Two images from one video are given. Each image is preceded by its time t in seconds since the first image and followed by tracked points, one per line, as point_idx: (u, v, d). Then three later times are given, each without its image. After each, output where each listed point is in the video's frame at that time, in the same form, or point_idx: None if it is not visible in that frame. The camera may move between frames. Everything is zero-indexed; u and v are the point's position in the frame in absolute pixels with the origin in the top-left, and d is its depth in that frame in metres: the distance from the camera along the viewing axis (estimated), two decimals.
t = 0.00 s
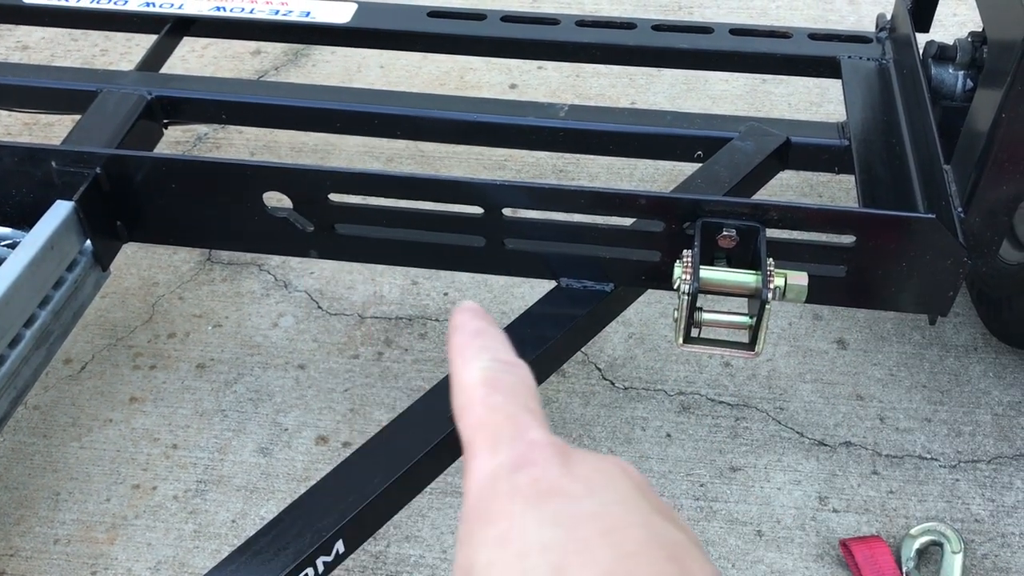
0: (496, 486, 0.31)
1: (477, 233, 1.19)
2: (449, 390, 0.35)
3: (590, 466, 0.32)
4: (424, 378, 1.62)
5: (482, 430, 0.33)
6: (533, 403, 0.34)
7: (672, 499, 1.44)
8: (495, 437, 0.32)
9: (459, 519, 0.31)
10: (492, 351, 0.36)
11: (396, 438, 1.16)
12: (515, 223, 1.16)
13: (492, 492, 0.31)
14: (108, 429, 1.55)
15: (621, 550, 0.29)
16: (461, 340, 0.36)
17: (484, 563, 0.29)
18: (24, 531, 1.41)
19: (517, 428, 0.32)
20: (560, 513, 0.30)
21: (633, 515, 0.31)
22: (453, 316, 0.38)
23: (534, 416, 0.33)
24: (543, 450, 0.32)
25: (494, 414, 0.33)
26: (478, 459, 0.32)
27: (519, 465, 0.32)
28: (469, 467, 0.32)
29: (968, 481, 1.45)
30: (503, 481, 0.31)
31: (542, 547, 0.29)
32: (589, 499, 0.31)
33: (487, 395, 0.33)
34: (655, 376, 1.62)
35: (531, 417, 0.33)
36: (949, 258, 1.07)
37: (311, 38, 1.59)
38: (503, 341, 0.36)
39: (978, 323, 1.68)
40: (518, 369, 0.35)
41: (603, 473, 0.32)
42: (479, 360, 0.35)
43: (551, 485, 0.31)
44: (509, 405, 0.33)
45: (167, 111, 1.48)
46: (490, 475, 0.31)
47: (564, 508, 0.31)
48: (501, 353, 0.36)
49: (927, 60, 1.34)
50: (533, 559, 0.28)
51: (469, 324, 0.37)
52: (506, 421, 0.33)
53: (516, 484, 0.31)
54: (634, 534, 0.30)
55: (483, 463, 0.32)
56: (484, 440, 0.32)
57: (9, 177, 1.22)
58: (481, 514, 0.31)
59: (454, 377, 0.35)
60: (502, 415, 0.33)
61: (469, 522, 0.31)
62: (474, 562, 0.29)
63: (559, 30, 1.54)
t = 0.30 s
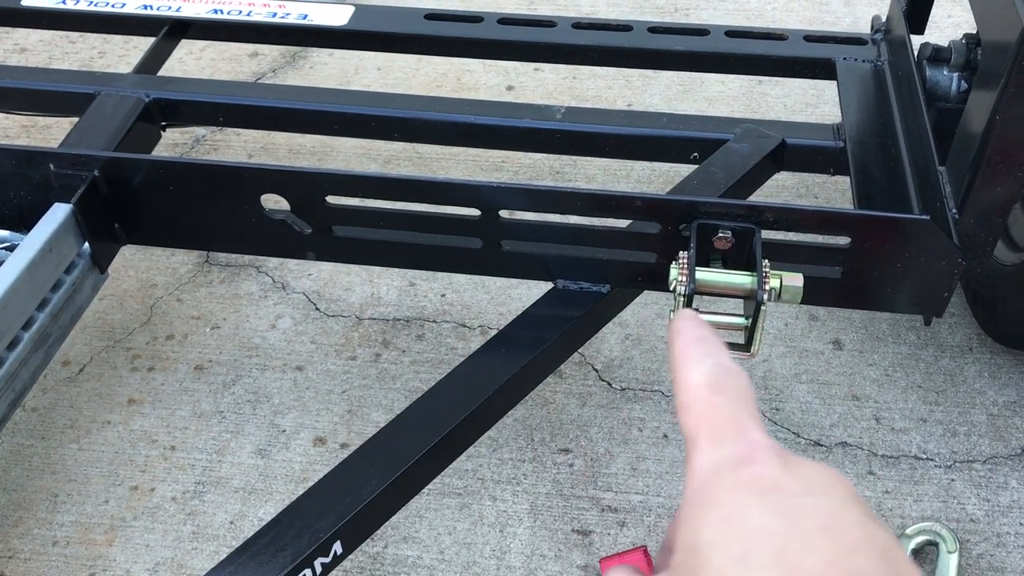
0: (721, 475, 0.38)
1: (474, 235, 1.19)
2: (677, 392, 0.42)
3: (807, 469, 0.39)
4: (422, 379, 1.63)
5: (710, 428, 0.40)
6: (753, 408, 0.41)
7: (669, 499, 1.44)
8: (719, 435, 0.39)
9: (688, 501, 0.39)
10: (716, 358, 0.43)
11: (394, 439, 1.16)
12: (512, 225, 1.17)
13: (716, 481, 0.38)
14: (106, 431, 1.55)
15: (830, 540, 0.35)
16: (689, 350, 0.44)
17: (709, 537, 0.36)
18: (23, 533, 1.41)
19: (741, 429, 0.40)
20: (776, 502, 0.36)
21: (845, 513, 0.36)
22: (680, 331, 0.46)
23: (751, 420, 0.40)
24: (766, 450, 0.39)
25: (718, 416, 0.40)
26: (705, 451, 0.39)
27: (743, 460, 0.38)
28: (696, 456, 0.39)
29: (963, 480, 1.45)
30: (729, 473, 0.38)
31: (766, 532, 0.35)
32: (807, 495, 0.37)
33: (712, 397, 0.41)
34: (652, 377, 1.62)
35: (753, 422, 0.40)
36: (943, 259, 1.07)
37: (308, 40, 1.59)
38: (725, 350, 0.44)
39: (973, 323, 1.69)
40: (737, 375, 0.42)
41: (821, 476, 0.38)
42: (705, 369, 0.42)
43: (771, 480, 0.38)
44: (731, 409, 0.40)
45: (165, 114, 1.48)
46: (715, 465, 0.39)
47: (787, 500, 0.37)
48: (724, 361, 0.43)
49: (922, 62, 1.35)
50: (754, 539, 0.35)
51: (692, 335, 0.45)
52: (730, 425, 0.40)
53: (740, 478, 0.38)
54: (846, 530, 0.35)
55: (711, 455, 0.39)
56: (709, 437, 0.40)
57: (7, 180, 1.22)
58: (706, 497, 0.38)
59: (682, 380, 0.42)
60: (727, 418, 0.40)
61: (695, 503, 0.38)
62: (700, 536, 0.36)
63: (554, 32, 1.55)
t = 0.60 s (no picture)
0: (835, 470, 0.41)
1: (472, 232, 1.19)
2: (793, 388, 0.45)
3: (919, 468, 0.41)
4: (420, 377, 1.62)
5: (825, 425, 0.43)
6: (866, 408, 0.43)
7: (667, 497, 1.44)
8: (833, 432, 0.43)
9: (800, 490, 0.42)
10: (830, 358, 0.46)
11: (392, 436, 1.16)
12: (510, 222, 1.17)
13: (828, 473, 0.41)
14: (104, 429, 1.55)
15: (942, 534, 0.37)
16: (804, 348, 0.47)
17: (822, 527, 0.39)
18: (20, 531, 1.41)
19: (854, 427, 0.42)
20: (889, 496, 0.39)
21: (955, 509, 0.39)
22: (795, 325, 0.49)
23: (865, 420, 0.43)
24: (878, 449, 0.42)
25: (833, 413, 0.43)
26: (817, 447, 0.42)
27: (856, 457, 0.41)
28: (809, 450, 0.43)
29: (961, 477, 1.46)
30: (840, 467, 0.41)
31: (877, 522, 0.38)
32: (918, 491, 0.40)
33: (826, 395, 0.44)
34: (650, 374, 1.62)
35: (866, 422, 0.43)
36: (941, 256, 1.08)
37: (306, 38, 1.59)
38: (841, 351, 0.46)
39: (971, 321, 1.69)
40: (853, 375, 0.45)
41: (932, 476, 0.41)
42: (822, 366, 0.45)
43: (883, 475, 0.40)
44: (845, 409, 0.43)
45: (163, 112, 1.48)
46: (828, 460, 0.42)
47: (897, 496, 0.40)
48: (840, 363, 0.45)
49: (920, 59, 1.35)
50: (866, 530, 0.38)
51: (808, 333, 0.47)
52: (845, 423, 0.43)
53: (852, 472, 0.41)
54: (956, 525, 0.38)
55: (824, 450, 0.42)
56: (825, 435, 0.43)
57: (4, 178, 1.22)
58: (819, 488, 0.41)
59: (798, 377, 0.45)
60: (841, 416, 0.43)
61: (807, 493, 0.41)
62: (813, 524, 0.40)
63: (552, 30, 1.55)
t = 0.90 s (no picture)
0: (817, 466, 0.41)
1: (472, 235, 1.20)
2: (782, 391, 0.46)
3: (901, 467, 0.41)
4: (419, 379, 1.63)
5: (811, 425, 0.43)
6: (852, 410, 0.44)
7: (666, 498, 1.45)
8: (818, 432, 0.43)
9: (782, 487, 0.42)
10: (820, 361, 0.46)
11: (393, 439, 1.16)
12: (509, 225, 1.17)
13: (811, 470, 0.41)
14: (104, 432, 1.55)
15: (921, 530, 0.37)
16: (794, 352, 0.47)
17: (802, 521, 0.39)
18: (21, 534, 1.41)
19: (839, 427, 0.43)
20: (871, 493, 0.39)
21: (935, 506, 0.38)
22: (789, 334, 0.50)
23: (851, 421, 0.43)
24: (862, 448, 0.42)
25: (820, 414, 0.43)
26: (802, 446, 0.43)
27: (839, 455, 0.42)
28: (794, 449, 0.43)
29: (959, 478, 1.46)
30: (823, 464, 0.41)
31: (857, 517, 0.38)
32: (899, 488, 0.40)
33: (813, 396, 0.44)
34: (649, 376, 1.63)
35: (851, 423, 0.43)
36: (939, 258, 1.08)
37: (306, 41, 1.59)
38: (831, 353, 0.46)
39: (969, 322, 1.70)
40: (839, 379, 0.45)
41: (915, 475, 0.41)
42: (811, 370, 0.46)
43: (865, 472, 0.40)
44: (831, 411, 0.43)
45: (163, 115, 1.48)
46: (813, 457, 0.42)
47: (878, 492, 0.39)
48: (829, 366, 0.46)
49: (917, 61, 1.35)
50: (846, 525, 0.38)
51: (798, 334, 0.48)
52: (830, 423, 0.43)
53: (835, 469, 0.41)
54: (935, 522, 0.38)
55: (808, 448, 0.42)
56: (810, 434, 0.43)
57: (5, 182, 1.22)
58: (801, 484, 0.41)
59: (787, 378, 0.45)
60: (827, 416, 0.43)
61: (789, 490, 0.41)
62: (793, 519, 0.39)
63: (550, 33, 1.55)
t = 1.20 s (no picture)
0: (698, 447, 0.40)
1: (469, 236, 1.20)
2: (660, 365, 0.45)
3: (782, 441, 0.41)
4: (417, 380, 1.63)
5: (689, 401, 0.42)
6: (731, 382, 0.43)
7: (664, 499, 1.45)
8: (699, 409, 0.42)
9: (665, 469, 0.41)
10: (699, 333, 0.45)
11: (390, 440, 1.16)
12: (507, 226, 1.17)
13: (692, 452, 0.40)
14: (102, 433, 1.55)
15: (805, 511, 0.37)
16: (673, 322, 0.47)
17: (685, 509, 0.38)
18: (18, 536, 1.41)
19: (719, 402, 0.42)
20: (753, 474, 0.39)
21: (818, 485, 0.38)
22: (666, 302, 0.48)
23: (731, 394, 0.42)
24: (742, 421, 0.41)
25: (698, 388, 0.42)
26: (682, 424, 0.42)
27: (719, 432, 0.41)
28: (675, 427, 0.42)
29: (956, 478, 1.46)
30: (704, 445, 0.40)
31: (741, 503, 0.37)
32: (781, 466, 0.39)
33: (692, 371, 0.43)
34: (647, 376, 1.63)
35: (729, 395, 0.42)
36: (936, 258, 1.08)
37: (304, 42, 1.59)
38: (711, 327, 0.46)
39: (967, 322, 1.70)
40: (717, 350, 0.44)
41: (797, 449, 0.40)
42: (689, 342, 0.45)
43: (747, 450, 0.40)
44: (709, 384, 0.42)
45: (160, 117, 1.48)
46: (694, 437, 0.41)
47: (760, 472, 0.39)
48: (707, 338, 0.45)
49: (915, 62, 1.35)
50: (729, 512, 0.37)
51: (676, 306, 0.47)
52: (710, 398, 0.42)
53: (716, 448, 0.40)
54: (818, 502, 0.37)
55: (688, 427, 0.41)
56: (691, 411, 0.42)
57: (2, 183, 1.22)
58: (684, 469, 0.40)
59: (666, 354, 0.45)
60: (706, 391, 0.42)
61: (672, 474, 0.41)
62: (675, 506, 0.39)
63: (548, 33, 1.55)
